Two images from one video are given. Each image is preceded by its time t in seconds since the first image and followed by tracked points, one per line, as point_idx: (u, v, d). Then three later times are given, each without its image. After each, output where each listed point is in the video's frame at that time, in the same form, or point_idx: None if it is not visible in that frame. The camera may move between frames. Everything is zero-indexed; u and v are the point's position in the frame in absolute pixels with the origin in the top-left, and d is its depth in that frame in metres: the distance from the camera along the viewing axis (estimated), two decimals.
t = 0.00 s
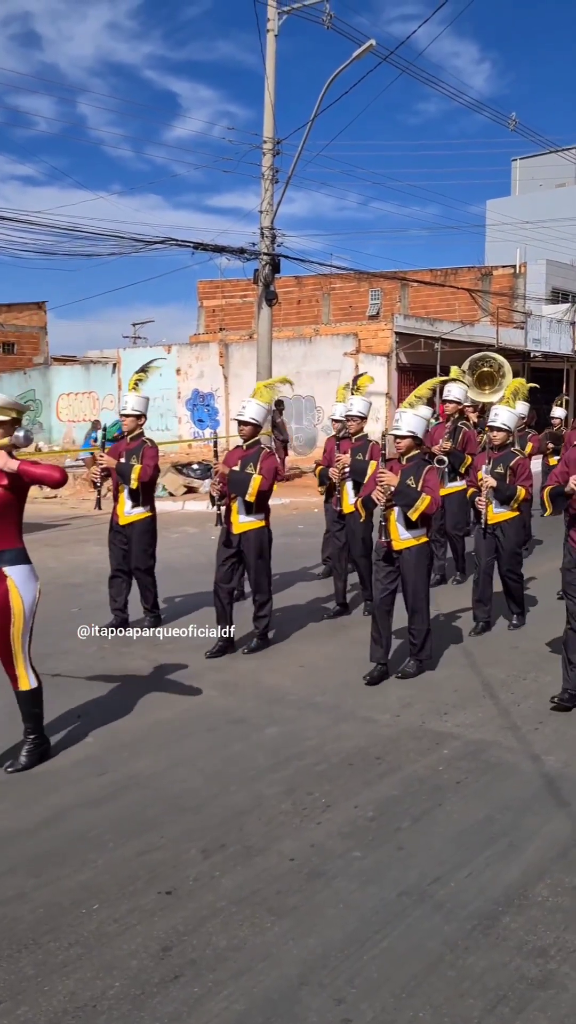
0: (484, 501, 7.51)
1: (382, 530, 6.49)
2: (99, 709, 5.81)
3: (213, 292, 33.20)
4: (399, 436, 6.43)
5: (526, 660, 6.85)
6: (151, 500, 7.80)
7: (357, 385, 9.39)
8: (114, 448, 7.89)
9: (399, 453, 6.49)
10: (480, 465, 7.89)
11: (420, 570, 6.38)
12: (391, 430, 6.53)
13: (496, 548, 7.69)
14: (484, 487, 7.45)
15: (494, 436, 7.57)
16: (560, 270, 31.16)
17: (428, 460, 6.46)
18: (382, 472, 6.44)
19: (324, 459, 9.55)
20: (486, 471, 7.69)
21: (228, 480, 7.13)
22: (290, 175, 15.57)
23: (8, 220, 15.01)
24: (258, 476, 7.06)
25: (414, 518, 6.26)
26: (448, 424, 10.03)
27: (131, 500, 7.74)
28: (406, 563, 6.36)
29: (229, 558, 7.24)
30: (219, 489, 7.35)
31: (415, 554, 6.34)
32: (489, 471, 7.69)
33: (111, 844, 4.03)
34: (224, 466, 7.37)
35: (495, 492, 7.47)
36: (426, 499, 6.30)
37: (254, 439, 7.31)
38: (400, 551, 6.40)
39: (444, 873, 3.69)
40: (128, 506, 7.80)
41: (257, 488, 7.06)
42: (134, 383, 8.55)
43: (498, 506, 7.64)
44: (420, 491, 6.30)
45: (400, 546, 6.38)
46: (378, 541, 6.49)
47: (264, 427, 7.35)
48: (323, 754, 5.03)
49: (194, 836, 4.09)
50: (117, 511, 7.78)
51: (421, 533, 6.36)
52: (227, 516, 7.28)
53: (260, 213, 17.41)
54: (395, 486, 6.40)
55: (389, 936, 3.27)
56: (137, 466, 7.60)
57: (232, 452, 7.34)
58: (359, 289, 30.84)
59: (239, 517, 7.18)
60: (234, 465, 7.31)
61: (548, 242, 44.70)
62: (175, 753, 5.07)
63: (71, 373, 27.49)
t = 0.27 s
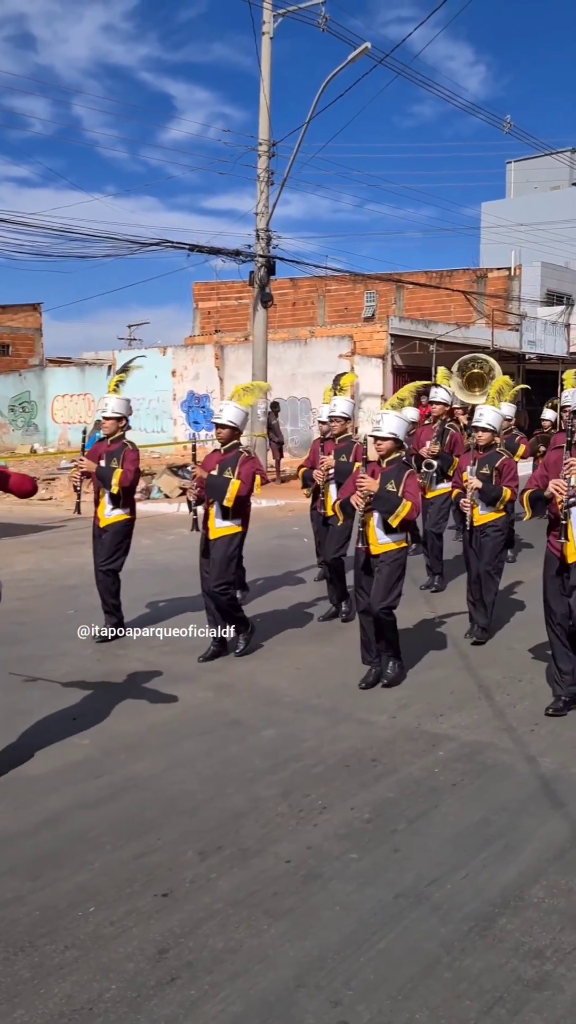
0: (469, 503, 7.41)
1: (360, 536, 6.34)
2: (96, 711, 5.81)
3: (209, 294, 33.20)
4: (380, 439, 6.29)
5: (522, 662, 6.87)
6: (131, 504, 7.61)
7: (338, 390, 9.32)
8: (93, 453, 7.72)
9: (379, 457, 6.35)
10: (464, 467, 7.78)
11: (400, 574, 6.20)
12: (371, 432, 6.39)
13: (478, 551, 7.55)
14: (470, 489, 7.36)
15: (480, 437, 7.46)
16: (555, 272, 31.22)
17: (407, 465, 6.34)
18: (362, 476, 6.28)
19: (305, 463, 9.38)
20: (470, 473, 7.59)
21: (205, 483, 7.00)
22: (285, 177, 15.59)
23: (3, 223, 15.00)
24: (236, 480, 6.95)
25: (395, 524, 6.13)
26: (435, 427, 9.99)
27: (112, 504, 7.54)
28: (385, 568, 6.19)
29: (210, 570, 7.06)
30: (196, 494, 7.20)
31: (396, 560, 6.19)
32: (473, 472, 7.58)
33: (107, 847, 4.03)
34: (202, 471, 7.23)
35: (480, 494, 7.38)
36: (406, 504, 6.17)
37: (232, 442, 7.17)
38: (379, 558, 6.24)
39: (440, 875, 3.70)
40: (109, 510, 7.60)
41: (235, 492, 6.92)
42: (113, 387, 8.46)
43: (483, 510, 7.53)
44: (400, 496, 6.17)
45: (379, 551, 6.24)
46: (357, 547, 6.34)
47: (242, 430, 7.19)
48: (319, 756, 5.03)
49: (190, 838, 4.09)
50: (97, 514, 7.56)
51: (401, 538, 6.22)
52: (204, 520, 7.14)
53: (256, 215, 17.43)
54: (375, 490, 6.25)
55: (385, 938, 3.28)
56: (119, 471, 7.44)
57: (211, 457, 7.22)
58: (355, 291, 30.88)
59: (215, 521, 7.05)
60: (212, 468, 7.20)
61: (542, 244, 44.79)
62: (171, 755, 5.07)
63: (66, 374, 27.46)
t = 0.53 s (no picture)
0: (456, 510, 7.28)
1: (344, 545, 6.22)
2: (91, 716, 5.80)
3: (204, 298, 33.21)
4: (363, 446, 6.18)
5: (517, 666, 6.87)
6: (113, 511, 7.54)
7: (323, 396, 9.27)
8: (75, 457, 7.67)
9: (361, 464, 6.24)
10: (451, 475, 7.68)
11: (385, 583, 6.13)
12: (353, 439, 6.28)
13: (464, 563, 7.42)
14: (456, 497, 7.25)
15: (466, 444, 7.38)
16: (549, 277, 31.28)
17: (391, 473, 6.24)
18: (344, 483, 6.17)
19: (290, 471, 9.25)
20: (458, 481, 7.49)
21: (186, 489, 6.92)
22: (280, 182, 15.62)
23: None
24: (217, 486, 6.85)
25: (377, 534, 6.03)
26: (422, 432, 9.90)
27: (94, 509, 7.42)
28: (370, 579, 6.09)
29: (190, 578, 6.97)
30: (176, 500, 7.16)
31: (380, 570, 6.10)
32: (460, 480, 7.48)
33: (103, 852, 4.02)
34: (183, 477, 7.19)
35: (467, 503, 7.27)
36: (390, 514, 6.07)
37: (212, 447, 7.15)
38: (363, 568, 6.13)
39: (436, 880, 3.69)
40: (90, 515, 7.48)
41: (216, 498, 6.86)
42: (95, 392, 8.41)
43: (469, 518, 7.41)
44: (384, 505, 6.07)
45: (363, 561, 6.13)
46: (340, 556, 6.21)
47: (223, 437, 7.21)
48: (315, 760, 5.03)
49: (186, 843, 4.08)
50: (78, 520, 7.44)
51: (386, 547, 6.13)
52: (185, 528, 7.07)
53: (251, 220, 17.46)
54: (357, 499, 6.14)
55: (381, 942, 3.27)
56: (100, 475, 7.38)
57: (191, 463, 7.21)
58: (350, 296, 30.92)
59: (197, 528, 6.98)
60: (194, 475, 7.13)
61: (536, 249, 44.91)
62: (166, 761, 5.06)
63: (61, 379, 27.47)
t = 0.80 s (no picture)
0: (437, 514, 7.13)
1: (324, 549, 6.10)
2: (86, 719, 5.79)
3: (199, 300, 33.23)
4: (344, 446, 6.10)
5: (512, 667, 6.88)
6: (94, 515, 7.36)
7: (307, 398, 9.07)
8: (55, 460, 7.48)
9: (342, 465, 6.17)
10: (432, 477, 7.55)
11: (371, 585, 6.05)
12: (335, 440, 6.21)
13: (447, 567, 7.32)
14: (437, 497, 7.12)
15: (448, 446, 7.27)
16: (543, 279, 31.35)
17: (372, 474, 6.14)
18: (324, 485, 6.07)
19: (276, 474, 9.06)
20: (439, 483, 7.36)
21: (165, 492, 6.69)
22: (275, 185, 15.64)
23: None
24: (196, 486, 6.63)
25: (357, 536, 5.91)
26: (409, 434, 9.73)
27: (73, 514, 7.23)
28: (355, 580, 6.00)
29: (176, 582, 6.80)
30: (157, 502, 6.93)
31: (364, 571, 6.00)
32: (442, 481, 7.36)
33: (99, 855, 4.02)
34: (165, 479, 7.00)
35: (449, 503, 7.13)
36: (370, 515, 5.94)
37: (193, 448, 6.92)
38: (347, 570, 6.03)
39: (431, 881, 3.70)
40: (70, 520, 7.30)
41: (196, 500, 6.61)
42: (74, 392, 8.25)
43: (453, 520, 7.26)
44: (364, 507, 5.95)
45: (347, 564, 6.01)
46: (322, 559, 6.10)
47: (205, 438, 6.94)
48: (311, 762, 5.03)
49: (182, 846, 4.08)
50: (58, 525, 7.27)
51: (369, 550, 6.01)
52: (169, 530, 6.87)
53: (246, 222, 17.48)
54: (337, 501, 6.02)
55: (377, 944, 3.28)
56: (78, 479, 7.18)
57: (174, 464, 6.98)
58: (345, 298, 30.96)
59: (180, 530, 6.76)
60: (175, 477, 6.90)
61: (530, 251, 45.01)
62: (161, 763, 5.06)
63: (56, 381, 27.46)
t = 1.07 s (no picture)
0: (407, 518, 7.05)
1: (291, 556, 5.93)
2: (73, 722, 5.78)
3: (187, 303, 33.22)
4: (313, 452, 5.88)
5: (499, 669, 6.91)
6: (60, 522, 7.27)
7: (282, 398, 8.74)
8: (23, 466, 7.33)
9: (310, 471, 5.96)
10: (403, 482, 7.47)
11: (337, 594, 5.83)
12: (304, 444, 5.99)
13: (419, 573, 7.16)
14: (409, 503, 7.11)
15: (421, 451, 7.16)
16: (530, 283, 31.49)
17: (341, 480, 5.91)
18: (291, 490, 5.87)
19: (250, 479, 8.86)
20: (410, 488, 7.29)
21: (130, 496, 6.51)
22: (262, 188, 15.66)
23: None
24: (163, 491, 6.46)
25: (323, 544, 5.72)
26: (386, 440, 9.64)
27: (39, 520, 7.10)
28: (319, 588, 5.81)
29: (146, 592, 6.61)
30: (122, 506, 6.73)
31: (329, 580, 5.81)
32: (414, 487, 7.31)
33: (85, 859, 4.01)
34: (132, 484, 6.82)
35: (420, 508, 7.08)
36: (336, 522, 5.74)
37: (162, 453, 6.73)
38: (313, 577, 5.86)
39: (418, 883, 3.70)
40: (36, 526, 7.17)
41: (163, 506, 6.45)
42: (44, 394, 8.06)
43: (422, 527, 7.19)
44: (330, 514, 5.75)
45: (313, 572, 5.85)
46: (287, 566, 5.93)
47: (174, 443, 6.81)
48: (298, 765, 5.03)
49: (169, 849, 4.08)
50: (23, 530, 7.12)
51: (335, 558, 5.85)
52: (134, 536, 6.67)
53: (233, 225, 17.49)
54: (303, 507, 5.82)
55: (364, 946, 3.28)
56: (46, 485, 7.04)
57: (142, 467, 6.80)
58: (332, 301, 30.99)
59: (145, 537, 6.56)
60: (141, 482, 6.72)
61: (517, 255, 45.23)
62: (149, 766, 5.05)
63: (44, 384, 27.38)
